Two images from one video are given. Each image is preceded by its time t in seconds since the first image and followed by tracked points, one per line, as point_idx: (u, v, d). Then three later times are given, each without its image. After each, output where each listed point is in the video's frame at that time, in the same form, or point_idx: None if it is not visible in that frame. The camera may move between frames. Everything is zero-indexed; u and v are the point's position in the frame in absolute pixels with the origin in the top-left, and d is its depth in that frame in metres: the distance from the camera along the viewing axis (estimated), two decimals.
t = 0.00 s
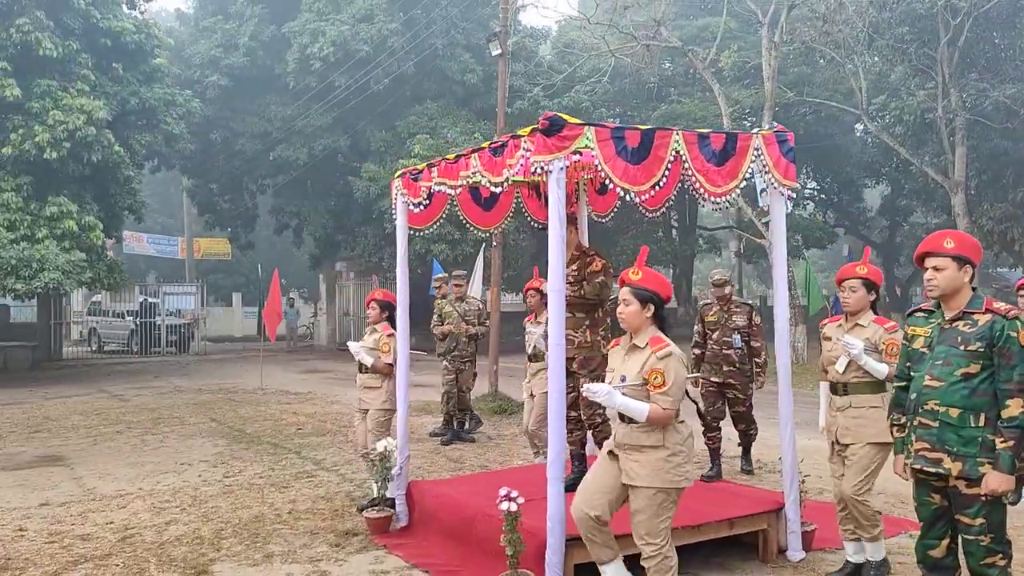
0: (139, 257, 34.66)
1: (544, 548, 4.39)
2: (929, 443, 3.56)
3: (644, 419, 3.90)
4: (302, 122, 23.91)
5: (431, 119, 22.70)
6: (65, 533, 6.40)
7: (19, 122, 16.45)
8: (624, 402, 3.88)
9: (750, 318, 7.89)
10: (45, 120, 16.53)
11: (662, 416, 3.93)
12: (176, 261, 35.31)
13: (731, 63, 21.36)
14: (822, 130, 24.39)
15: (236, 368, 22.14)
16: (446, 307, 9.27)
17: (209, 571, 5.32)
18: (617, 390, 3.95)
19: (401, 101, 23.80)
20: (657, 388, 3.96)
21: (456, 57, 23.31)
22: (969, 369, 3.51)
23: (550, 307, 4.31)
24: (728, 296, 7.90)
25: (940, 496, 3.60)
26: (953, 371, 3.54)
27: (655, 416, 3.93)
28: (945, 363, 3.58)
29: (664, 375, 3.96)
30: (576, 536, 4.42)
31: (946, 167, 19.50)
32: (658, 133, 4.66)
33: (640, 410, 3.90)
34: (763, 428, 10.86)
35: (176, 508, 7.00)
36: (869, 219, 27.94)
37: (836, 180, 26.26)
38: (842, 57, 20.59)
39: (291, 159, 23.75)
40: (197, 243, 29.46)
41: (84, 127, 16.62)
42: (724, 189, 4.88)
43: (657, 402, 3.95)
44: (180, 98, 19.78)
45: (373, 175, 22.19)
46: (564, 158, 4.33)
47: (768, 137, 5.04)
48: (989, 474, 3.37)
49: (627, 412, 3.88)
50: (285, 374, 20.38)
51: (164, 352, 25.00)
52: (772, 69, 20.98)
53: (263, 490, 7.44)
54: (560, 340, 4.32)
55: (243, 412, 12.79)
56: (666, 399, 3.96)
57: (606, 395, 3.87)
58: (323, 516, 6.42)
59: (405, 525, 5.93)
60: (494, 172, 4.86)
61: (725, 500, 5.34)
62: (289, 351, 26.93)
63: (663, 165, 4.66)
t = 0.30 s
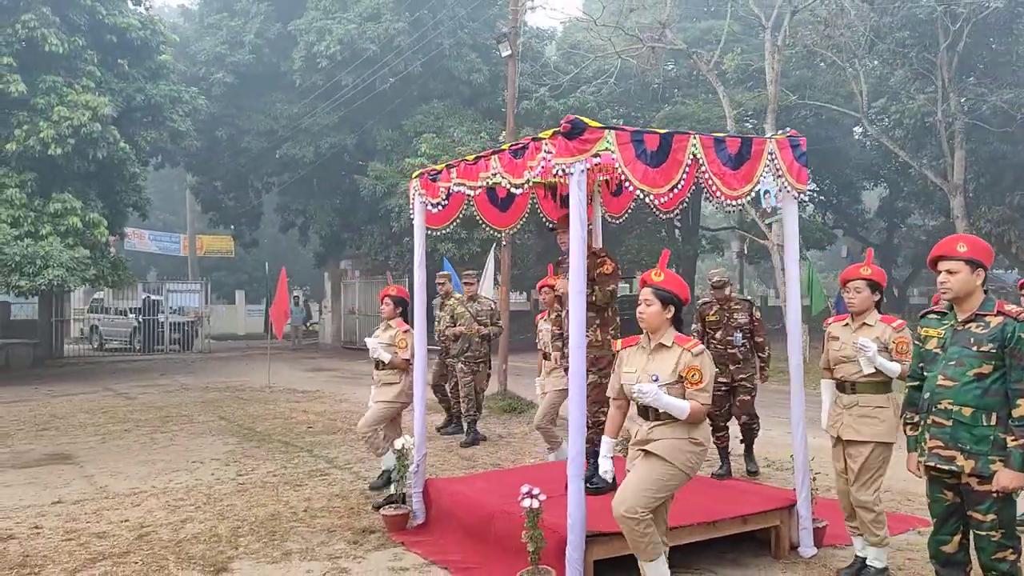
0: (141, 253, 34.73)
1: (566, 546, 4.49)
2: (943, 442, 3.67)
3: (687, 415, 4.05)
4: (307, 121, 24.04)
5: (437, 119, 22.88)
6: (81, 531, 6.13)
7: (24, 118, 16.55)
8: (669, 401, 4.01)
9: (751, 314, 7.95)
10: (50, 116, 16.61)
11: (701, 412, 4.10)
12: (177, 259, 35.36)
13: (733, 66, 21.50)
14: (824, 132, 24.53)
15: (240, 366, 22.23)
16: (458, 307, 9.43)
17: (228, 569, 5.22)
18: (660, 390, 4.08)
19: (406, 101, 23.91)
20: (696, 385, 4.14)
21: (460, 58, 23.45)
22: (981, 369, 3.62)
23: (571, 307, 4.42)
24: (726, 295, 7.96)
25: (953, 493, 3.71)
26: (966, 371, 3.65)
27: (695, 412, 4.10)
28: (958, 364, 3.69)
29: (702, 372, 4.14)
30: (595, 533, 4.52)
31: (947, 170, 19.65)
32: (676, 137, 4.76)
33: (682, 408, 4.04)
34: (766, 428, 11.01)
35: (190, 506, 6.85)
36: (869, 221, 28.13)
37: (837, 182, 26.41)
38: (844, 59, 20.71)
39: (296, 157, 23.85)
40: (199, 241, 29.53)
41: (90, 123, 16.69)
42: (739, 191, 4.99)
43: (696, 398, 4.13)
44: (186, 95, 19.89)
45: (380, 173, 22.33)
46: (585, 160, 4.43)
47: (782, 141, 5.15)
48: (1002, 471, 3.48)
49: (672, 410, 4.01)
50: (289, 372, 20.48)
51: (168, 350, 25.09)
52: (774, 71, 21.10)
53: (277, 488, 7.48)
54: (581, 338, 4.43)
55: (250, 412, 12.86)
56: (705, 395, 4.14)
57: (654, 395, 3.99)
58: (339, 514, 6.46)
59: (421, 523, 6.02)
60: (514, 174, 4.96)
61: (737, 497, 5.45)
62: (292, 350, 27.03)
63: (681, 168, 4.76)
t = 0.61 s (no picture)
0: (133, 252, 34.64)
1: (576, 542, 4.60)
2: (943, 439, 3.80)
3: (674, 418, 4.10)
4: (303, 121, 24.07)
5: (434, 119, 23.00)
6: (92, 529, 6.16)
7: (20, 116, 16.56)
8: (655, 401, 4.07)
9: (752, 317, 8.04)
10: (45, 115, 16.61)
11: (691, 414, 4.13)
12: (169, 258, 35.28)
13: (727, 69, 21.67)
14: (816, 135, 24.74)
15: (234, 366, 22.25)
16: (459, 307, 9.49)
17: (242, 566, 5.27)
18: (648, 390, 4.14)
19: (402, 101, 23.95)
20: (687, 388, 4.17)
21: (457, 59, 23.56)
22: (981, 369, 3.75)
23: (584, 308, 4.52)
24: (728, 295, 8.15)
25: (954, 489, 3.83)
26: (968, 372, 3.78)
27: (685, 414, 4.14)
28: (960, 364, 3.81)
29: (693, 375, 4.17)
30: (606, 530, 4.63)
31: (937, 173, 19.89)
32: (686, 143, 4.88)
33: (670, 410, 4.10)
34: (762, 428, 11.15)
35: (198, 505, 6.91)
36: (858, 223, 28.41)
37: (829, 185, 26.65)
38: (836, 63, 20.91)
39: (292, 156, 23.88)
40: (192, 240, 29.48)
41: (86, 122, 16.68)
42: (745, 196, 5.12)
43: (688, 400, 4.16)
44: (182, 95, 19.91)
45: (376, 174, 22.40)
46: (597, 166, 4.55)
47: (787, 148, 5.29)
48: (1001, 468, 3.61)
49: (658, 411, 4.08)
50: (284, 373, 20.53)
51: (162, 349, 25.08)
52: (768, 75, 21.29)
53: (284, 487, 7.55)
54: (593, 339, 4.53)
55: (249, 411, 12.92)
56: (696, 399, 4.17)
57: (637, 395, 4.06)
58: (347, 512, 6.55)
59: (429, 521, 6.12)
60: (527, 178, 5.07)
61: (740, 494, 5.56)
62: (285, 350, 27.03)
63: (690, 174, 4.89)
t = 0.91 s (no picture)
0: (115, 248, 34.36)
1: (572, 533, 4.70)
2: (930, 432, 3.94)
3: (683, 410, 4.26)
4: (289, 118, 24.03)
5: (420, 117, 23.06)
6: (88, 524, 6.21)
7: (5, 113, 16.45)
8: (666, 393, 4.22)
9: (746, 316, 8.17)
10: (30, 111, 16.50)
11: (697, 407, 4.32)
12: (151, 255, 35.07)
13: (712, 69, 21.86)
14: (799, 134, 25.00)
15: (220, 363, 22.19)
16: (451, 304, 9.45)
17: (239, 559, 5.35)
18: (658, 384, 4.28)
19: (388, 99, 23.96)
20: (694, 383, 4.35)
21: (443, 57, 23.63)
22: (966, 364, 3.91)
23: (579, 306, 4.61)
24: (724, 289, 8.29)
25: (939, 480, 3.98)
26: (953, 367, 3.94)
27: (692, 407, 4.31)
28: (945, 359, 3.97)
29: (701, 370, 4.35)
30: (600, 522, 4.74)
31: (918, 173, 20.20)
32: (678, 144, 4.99)
33: (679, 403, 4.25)
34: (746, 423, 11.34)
35: (193, 501, 6.96)
36: (840, 222, 28.75)
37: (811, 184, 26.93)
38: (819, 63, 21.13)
39: (278, 154, 23.83)
40: (175, 237, 29.32)
41: (71, 119, 16.58)
42: (736, 195, 5.24)
43: (694, 394, 4.34)
44: (167, 92, 19.82)
45: (362, 172, 22.40)
46: (593, 166, 4.65)
47: (776, 149, 5.41)
48: (985, 459, 3.76)
49: (670, 404, 4.23)
50: (271, 370, 20.50)
51: (146, 347, 24.97)
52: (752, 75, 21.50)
53: (277, 482, 7.62)
54: (588, 336, 4.63)
55: (238, 408, 12.94)
56: (702, 393, 4.35)
57: (650, 388, 4.19)
58: (342, 507, 6.62)
59: (424, 514, 6.21)
60: (522, 178, 5.16)
61: (730, 487, 5.69)
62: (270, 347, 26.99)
63: (682, 174, 5.00)
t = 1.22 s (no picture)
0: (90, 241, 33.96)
1: (560, 524, 4.75)
2: (912, 422, 4.03)
3: (661, 406, 4.27)
4: (268, 110, 23.88)
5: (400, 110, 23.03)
6: (73, 518, 6.18)
7: None
8: (643, 391, 4.25)
9: (724, 309, 8.20)
10: (6, 102, 16.26)
11: (677, 403, 4.31)
12: (127, 248, 34.69)
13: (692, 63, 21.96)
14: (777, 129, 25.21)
15: (200, 357, 22.04)
16: (444, 296, 9.55)
17: (228, 552, 5.36)
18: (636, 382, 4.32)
19: (368, 91, 23.87)
20: (673, 378, 4.36)
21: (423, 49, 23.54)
22: (947, 356, 4.00)
23: (567, 298, 4.66)
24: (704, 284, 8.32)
25: (920, 469, 4.07)
26: (934, 358, 4.03)
27: (672, 403, 4.31)
28: (927, 351, 4.06)
29: (679, 365, 4.35)
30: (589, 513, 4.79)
31: (894, 167, 20.46)
32: (665, 139, 5.05)
33: (656, 400, 4.25)
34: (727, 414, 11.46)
35: (179, 494, 6.95)
36: (816, 215, 29.05)
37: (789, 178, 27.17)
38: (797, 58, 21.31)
39: (257, 146, 23.66)
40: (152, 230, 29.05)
41: (48, 110, 16.37)
42: (722, 190, 5.30)
43: (674, 390, 4.34)
44: (145, 83, 19.61)
45: (342, 164, 22.30)
46: (581, 161, 4.69)
47: (760, 144, 5.49)
48: (965, 449, 3.86)
49: (646, 400, 4.25)
50: (251, 363, 20.43)
51: (124, 341, 24.75)
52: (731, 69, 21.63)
53: (263, 475, 7.62)
54: (576, 329, 4.68)
55: (220, 401, 12.91)
56: (682, 388, 4.34)
57: (627, 387, 4.23)
58: (329, 500, 6.64)
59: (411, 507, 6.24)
60: (510, 172, 5.19)
61: (715, 478, 5.78)
62: (250, 340, 26.87)
63: (669, 169, 5.05)
